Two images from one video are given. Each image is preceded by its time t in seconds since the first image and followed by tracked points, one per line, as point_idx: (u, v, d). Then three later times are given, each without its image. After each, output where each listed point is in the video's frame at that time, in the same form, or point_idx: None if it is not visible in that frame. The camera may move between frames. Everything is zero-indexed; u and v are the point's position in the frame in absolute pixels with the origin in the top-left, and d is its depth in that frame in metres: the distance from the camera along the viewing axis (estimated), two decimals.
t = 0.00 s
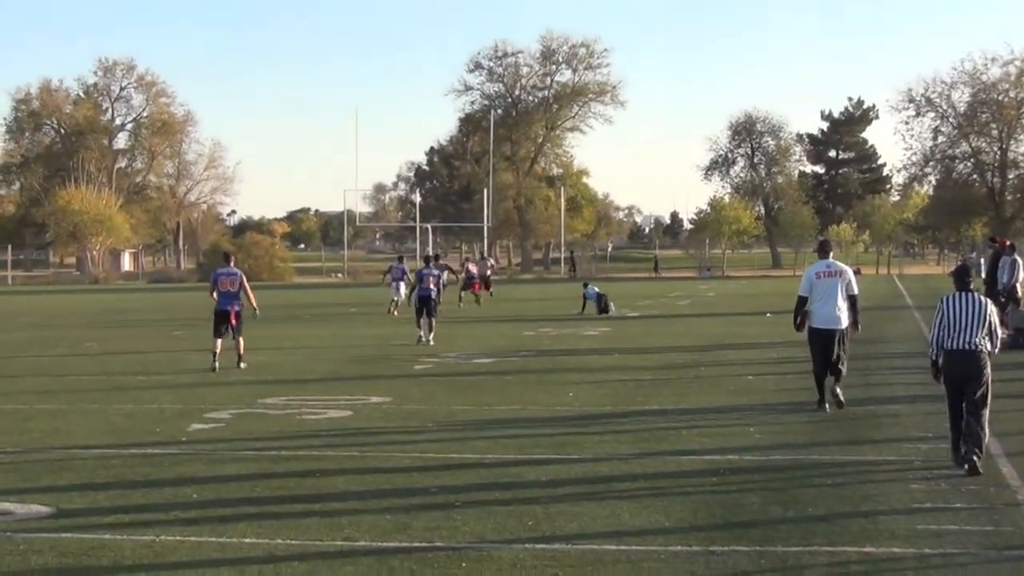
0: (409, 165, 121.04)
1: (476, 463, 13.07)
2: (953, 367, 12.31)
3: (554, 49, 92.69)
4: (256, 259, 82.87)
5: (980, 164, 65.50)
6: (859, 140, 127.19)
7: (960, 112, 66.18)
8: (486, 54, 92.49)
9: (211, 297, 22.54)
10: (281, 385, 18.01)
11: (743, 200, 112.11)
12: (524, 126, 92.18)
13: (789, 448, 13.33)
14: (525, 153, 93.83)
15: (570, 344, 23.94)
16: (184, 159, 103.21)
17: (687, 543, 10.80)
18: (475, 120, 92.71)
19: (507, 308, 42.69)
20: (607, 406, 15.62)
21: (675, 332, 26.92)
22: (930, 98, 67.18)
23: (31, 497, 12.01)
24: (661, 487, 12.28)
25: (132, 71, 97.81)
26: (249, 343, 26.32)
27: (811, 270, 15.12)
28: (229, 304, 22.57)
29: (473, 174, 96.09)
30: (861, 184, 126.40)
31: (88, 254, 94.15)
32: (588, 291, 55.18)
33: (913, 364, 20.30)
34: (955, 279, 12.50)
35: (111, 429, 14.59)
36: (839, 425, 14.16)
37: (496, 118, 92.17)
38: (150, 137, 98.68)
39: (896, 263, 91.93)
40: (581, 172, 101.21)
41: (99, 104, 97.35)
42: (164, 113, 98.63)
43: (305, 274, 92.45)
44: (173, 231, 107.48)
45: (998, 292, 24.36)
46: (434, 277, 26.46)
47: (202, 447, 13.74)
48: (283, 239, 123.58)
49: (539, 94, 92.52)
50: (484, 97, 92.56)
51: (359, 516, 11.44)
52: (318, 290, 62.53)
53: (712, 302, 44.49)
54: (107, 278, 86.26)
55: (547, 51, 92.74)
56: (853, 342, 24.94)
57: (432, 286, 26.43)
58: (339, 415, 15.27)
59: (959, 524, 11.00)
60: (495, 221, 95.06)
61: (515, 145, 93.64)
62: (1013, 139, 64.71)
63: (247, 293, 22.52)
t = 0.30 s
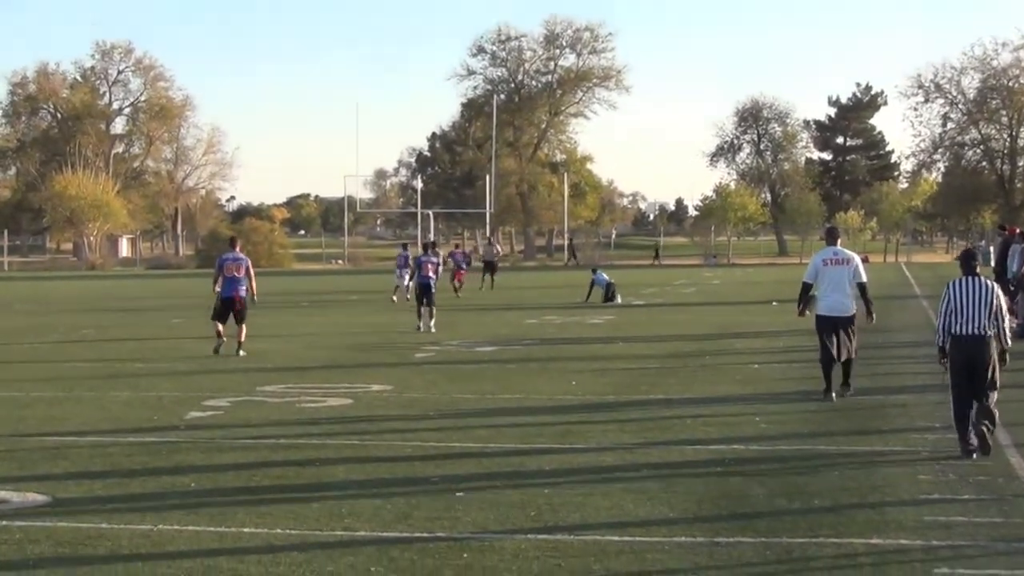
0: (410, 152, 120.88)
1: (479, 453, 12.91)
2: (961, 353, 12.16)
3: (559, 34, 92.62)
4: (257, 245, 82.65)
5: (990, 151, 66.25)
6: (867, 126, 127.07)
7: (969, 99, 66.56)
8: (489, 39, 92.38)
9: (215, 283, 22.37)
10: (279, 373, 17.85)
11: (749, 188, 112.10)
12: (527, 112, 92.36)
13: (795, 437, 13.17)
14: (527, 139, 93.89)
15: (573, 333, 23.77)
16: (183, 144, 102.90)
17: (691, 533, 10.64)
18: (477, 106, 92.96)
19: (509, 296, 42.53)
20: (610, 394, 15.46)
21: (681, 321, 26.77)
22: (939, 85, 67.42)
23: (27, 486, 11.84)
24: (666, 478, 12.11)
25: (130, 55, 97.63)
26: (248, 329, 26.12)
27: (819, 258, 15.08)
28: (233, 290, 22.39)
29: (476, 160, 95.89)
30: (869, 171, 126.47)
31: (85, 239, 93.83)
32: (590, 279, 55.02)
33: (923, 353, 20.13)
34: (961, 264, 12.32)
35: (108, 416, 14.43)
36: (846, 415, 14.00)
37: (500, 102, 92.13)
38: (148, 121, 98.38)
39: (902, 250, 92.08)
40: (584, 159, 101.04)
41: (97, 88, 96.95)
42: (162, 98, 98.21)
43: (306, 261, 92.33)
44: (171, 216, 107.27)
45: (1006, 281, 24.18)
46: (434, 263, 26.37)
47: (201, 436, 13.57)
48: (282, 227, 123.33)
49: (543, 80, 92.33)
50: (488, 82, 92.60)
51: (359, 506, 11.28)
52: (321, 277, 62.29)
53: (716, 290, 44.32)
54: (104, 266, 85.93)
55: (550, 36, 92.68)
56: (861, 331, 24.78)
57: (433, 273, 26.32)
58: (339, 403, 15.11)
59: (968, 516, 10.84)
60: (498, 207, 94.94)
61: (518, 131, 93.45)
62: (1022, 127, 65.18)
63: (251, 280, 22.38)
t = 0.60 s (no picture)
0: (415, 140, 120.60)
1: (483, 447, 12.65)
2: (977, 345, 11.94)
3: (565, 19, 92.54)
4: (257, 235, 82.33)
5: (1006, 139, 65.82)
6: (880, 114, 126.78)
7: (985, 86, 66.29)
8: (494, 24, 92.24)
9: (217, 271, 22.09)
10: (280, 364, 17.57)
11: (760, 177, 111.78)
12: (533, 99, 92.10)
13: (805, 432, 12.93)
14: (533, 126, 93.54)
15: (579, 325, 23.52)
16: (182, 132, 102.70)
17: (701, 530, 10.37)
18: (482, 92, 92.78)
19: (515, 287, 42.21)
20: (616, 388, 15.21)
21: (690, 312, 26.47)
22: (954, 72, 67.23)
23: (22, 480, 11.60)
24: (674, 471, 11.88)
25: (128, 40, 97.08)
26: (248, 320, 25.84)
27: (833, 250, 14.93)
28: (234, 278, 22.05)
29: (481, 149, 95.56)
30: (882, 159, 126.20)
31: (82, 229, 93.46)
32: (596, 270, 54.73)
33: (937, 346, 19.86)
34: (976, 252, 12.11)
35: (103, 409, 14.18)
36: (861, 409, 13.73)
37: (505, 87, 92.06)
38: (147, 108, 97.89)
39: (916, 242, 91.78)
40: (591, 147, 100.75)
41: (93, 74, 96.67)
42: (160, 83, 97.68)
43: (307, 251, 91.98)
44: (170, 206, 107.07)
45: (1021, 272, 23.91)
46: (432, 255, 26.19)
47: (199, 429, 13.30)
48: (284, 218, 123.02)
49: (549, 65, 92.31)
50: (493, 68, 92.45)
51: (361, 501, 11.03)
52: (326, 267, 62.08)
53: (726, 282, 44.01)
54: (101, 254, 85.61)
55: (556, 22, 92.48)
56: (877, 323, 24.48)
57: (431, 265, 26.08)
58: (341, 396, 14.86)
59: (983, 513, 10.60)
60: (503, 196, 94.48)
61: (525, 118, 93.02)
62: None
63: (254, 267, 22.04)
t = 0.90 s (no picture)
0: (414, 125, 120.27)
1: (484, 441, 12.33)
2: (992, 338, 11.60)
3: (570, 3, 91.92)
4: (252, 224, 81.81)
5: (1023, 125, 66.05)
6: (892, 99, 126.43)
7: (1003, 71, 66.34)
8: (497, 7, 91.74)
9: (213, 261, 21.72)
10: (276, 357, 17.25)
11: (771, 165, 111.01)
12: (536, 83, 91.66)
13: (815, 427, 12.61)
14: (537, 112, 93.20)
15: (583, 316, 23.20)
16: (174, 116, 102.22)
17: (709, 528, 10.03)
18: (484, 76, 92.28)
19: (519, 277, 41.95)
20: (620, 381, 14.88)
21: (696, 304, 26.16)
22: (970, 55, 67.40)
23: (9, 475, 11.27)
24: (680, 467, 11.56)
25: (120, 23, 96.81)
26: (245, 311, 25.53)
27: (849, 239, 14.95)
28: (231, 268, 21.69)
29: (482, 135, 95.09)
30: (895, 146, 126.08)
31: (73, 216, 92.96)
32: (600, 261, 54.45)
33: (950, 339, 19.51)
34: (992, 244, 11.74)
35: (94, 401, 13.86)
36: (873, 403, 13.41)
37: (508, 72, 91.58)
38: (139, 92, 97.33)
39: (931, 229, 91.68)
40: (597, 134, 100.31)
41: (85, 57, 96.32)
42: (154, 67, 97.12)
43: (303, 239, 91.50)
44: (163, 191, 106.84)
45: None
46: (431, 241, 25.80)
47: (193, 422, 12.98)
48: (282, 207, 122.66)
49: (552, 49, 91.65)
50: (495, 52, 92.07)
51: (358, 497, 10.71)
52: (327, 257, 61.70)
53: (733, 272, 43.72)
54: (93, 243, 85.34)
55: (560, 6, 91.84)
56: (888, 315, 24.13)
57: (428, 252, 25.69)
58: (339, 389, 14.54)
59: (999, 510, 10.26)
60: (506, 183, 93.97)
61: (528, 102, 92.51)
62: None
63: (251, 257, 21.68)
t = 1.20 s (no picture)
0: (410, 111, 119.93)
1: (481, 439, 11.98)
2: (1005, 331, 11.31)
3: None
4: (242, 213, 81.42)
5: None
6: (902, 86, 126.26)
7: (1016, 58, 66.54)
8: None
9: (204, 252, 21.38)
10: (268, 350, 16.91)
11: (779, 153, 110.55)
12: (536, 69, 91.42)
13: (822, 423, 12.29)
14: (537, 98, 92.95)
15: (582, 308, 22.88)
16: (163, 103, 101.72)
17: (713, 527, 9.70)
18: (482, 62, 92.31)
19: (519, 268, 41.66)
20: (622, 375, 14.55)
21: (697, 296, 25.85)
22: (983, 42, 67.62)
23: None
24: (683, 463, 11.22)
25: (107, 8, 96.10)
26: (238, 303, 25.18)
27: (860, 227, 14.87)
28: (222, 259, 21.35)
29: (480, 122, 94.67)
30: (905, 134, 125.90)
31: (60, 206, 92.16)
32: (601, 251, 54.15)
33: (963, 331, 19.18)
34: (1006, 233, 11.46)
35: (81, 396, 13.51)
36: (881, 399, 13.09)
37: (507, 57, 91.28)
38: (127, 78, 96.64)
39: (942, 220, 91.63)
40: (598, 122, 99.80)
41: (72, 41, 95.48)
42: (142, 53, 96.55)
43: (293, 229, 91.11)
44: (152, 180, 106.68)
45: None
46: (425, 231, 25.43)
47: (182, 418, 12.64)
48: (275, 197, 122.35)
49: (552, 34, 91.25)
50: (495, 36, 91.62)
51: (353, 494, 10.37)
52: (321, 247, 61.32)
53: (736, 263, 43.40)
54: (80, 233, 85.04)
55: None
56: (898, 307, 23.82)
57: (423, 243, 25.34)
58: (333, 384, 14.21)
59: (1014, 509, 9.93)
60: (505, 172, 93.60)
61: (527, 87, 92.31)
62: None
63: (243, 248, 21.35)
